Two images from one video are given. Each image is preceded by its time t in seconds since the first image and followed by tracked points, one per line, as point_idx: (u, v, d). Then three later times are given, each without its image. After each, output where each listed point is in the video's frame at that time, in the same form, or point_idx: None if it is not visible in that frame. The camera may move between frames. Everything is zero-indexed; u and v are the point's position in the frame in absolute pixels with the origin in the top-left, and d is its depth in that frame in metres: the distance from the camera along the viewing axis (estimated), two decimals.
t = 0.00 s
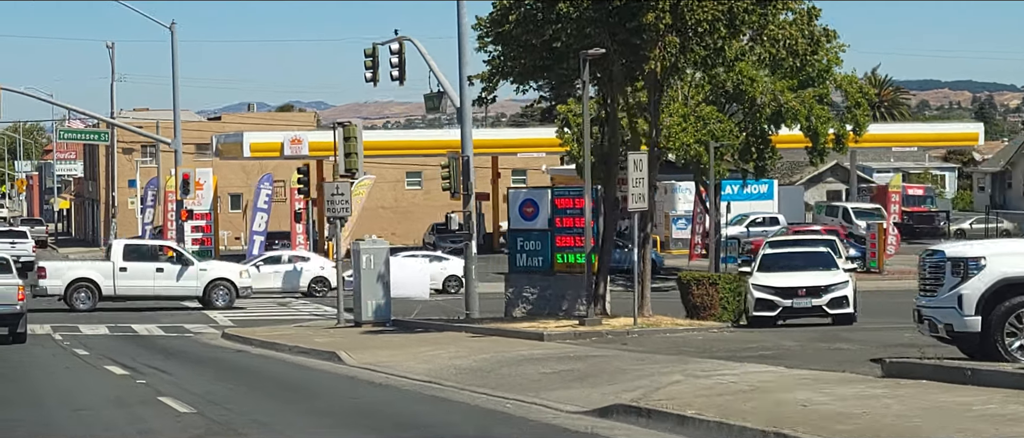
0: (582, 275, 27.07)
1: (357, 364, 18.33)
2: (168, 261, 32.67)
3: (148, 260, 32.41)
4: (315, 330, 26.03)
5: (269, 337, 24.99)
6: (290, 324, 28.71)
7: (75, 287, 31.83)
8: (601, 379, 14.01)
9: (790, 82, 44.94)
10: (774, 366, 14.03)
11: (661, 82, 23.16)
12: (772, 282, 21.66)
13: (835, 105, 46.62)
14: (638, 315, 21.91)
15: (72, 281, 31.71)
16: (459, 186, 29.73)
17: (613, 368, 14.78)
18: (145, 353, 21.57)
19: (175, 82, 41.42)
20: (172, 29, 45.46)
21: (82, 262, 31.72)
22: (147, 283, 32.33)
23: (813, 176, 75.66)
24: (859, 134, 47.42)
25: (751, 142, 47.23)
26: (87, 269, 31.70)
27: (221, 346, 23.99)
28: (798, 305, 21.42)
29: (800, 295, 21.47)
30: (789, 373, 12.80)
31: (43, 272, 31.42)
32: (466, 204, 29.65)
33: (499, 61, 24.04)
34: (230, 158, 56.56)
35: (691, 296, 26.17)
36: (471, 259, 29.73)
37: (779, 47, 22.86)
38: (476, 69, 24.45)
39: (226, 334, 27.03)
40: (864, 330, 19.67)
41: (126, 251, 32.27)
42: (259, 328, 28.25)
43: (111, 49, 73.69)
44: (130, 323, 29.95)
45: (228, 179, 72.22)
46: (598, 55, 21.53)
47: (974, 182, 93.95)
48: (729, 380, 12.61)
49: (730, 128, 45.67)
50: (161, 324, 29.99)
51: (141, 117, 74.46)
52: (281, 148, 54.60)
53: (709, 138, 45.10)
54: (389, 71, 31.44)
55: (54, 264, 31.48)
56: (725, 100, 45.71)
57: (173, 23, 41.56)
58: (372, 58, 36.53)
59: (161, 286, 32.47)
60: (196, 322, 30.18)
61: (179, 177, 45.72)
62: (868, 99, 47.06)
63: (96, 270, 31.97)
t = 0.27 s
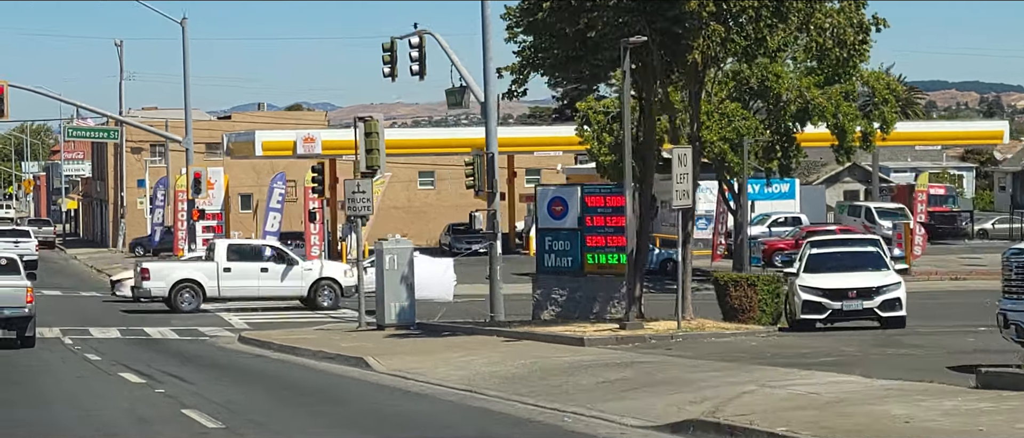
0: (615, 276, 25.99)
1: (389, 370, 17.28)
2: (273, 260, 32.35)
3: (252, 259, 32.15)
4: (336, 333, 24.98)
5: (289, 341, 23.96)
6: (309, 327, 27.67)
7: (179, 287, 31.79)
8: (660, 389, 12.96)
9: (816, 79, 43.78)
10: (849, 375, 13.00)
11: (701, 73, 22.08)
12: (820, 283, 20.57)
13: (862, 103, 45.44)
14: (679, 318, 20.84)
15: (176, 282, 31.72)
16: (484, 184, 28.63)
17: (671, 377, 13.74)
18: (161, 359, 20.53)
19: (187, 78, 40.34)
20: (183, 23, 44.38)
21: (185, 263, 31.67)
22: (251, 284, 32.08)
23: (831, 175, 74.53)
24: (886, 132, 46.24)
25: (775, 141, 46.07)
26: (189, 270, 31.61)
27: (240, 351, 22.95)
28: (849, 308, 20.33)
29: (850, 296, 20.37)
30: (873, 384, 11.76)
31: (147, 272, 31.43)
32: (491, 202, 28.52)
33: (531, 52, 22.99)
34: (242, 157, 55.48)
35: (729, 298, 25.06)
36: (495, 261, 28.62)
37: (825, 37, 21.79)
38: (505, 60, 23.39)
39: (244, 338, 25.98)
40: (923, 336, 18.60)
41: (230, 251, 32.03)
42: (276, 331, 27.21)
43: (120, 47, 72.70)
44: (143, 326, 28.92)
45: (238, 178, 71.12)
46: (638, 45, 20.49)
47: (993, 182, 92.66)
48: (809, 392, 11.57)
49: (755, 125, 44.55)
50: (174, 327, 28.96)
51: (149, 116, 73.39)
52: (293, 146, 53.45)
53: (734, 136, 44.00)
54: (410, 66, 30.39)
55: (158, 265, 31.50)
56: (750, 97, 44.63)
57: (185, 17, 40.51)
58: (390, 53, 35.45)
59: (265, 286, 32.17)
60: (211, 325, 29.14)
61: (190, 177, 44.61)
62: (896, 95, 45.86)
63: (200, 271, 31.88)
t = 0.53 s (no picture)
0: (648, 277, 24.88)
1: (422, 378, 16.20)
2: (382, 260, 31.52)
3: (360, 258, 31.39)
4: (356, 337, 23.90)
5: (308, 345, 22.90)
6: (327, 329, 26.61)
7: (289, 287, 31.24)
8: (726, 400, 11.87)
9: (843, 75, 42.63)
10: (934, 385, 11.91)
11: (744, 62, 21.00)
12: (871, 285, 19.42)
13: (890, 99, 44.29)
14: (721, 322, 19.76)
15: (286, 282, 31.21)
16: (508, 182, 27.58)
17: (735, 386, 12.66)
18: (177, 364, 19.50)
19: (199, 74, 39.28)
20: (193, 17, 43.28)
21: (293, 263, 31.03)
22: (360, 283, 31.27)
23: (848, 175, 73.38)
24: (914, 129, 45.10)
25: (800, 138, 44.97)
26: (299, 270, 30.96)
27: (257, 355, 21.90)
28: (903, 311, 19.18)
29: (904, 299, 19.22)
30: (969, 397, 10.67)
31: (255, 271, 30.89)
32: (516, 201, 27.43)
33: (565, 40, 21.93)
34: (253, 155, 54.37)
35: (769, 301, 23.96)
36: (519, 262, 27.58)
37: (876, 25, 20.67)
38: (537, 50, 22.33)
39: (261, 342, 24.90)
40: (987, 341, 17.49)
41: (339, 250, 31.34)
42: (293, 334, 26.14)
43: (127, 45, 71.61)
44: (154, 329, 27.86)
45: (248, 178, 70.01)
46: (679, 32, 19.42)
47: (1011, 182, 91.36)
48: (900, 406, 10.49)
49: (780, 123, 43.46)
50: (187, 329, 27.89)
51: (158, 115, 72.37)
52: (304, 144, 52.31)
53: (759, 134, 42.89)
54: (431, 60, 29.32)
55: (266, 263, 30.89)
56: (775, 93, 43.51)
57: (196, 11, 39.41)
58: (409, 47, 34.36)
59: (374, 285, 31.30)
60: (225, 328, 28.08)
61: (201, 175, 43.54)
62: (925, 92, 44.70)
63: (309, 270, 31.24)
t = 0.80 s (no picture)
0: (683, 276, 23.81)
1: (460, 385, 15.13)
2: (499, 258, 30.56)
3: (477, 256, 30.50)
4: (380, 340, 22.81)
5: (328, 348, 21.80)
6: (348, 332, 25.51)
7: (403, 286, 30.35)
8: (806, 411, 10.80)
9: (870, 69, 41.52)
10: None
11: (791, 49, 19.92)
12: (928, 285, 18.39)
13: (918, 94, 43.17)
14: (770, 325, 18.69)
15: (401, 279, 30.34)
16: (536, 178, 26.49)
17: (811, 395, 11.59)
18: (194, 369, 18.42)
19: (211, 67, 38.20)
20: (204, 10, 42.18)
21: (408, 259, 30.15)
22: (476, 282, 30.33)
23: (867, 173, 72.23)
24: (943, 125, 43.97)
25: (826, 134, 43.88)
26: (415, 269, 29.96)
27: (278, 359, 20.82)
28: (963, 312, 18.14)
29: (965, 300, 18.19)
30: None
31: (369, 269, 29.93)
32: (545, 198, 26.33)
33: (600, 27, 20.89)
34: (264, 152, 53.27)
35: (812, 302, 22.88)
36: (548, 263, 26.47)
37: (930, 10, 19.59)
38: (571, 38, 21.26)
39: (279, 345, 23.82)
40: None
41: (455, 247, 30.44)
42: (312, 336, 25.06)
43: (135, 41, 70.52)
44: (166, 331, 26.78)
45: (257, 176, 68.90)
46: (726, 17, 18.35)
47: None
48: (1011, 420, 9.42)
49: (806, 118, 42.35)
50: (201, 331, 26.83)
51: (166, 112, 71.26)
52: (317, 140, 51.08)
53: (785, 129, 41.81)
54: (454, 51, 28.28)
55: (379, 261, 29.99)
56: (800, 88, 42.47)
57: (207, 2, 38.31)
58: (428, 39, 33.28)
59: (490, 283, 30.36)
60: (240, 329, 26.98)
61: (212, 171, 42.46)
62: (953, 86, 43.59)
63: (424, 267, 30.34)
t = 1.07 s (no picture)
0: (717, 275, 22.75)
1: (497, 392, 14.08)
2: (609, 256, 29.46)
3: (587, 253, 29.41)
4: (400, 341, 21.76)
5: (347, 350, 20.75)
6: (367, 334, 24.45)
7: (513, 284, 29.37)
8: (896, 426, 9.77)
9: (896, 62, 40.41)
10: None
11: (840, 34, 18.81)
12: (988, 283, 17.38)
13: (944, 88, 42.05)
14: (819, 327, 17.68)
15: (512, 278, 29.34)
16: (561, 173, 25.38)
17: (896, 407, 10.54)
18: (209, 373, 17.37)
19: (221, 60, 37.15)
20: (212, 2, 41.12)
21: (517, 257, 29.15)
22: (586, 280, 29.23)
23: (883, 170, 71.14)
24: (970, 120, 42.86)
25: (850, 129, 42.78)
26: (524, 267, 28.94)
27: (295, 362, 19.77)
28: None
29: None
30: None
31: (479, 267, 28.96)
32: (570, 194, 25.23)
33: (635, 11, 19.77)
34: (272, 148, 52.18)
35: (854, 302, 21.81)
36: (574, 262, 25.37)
37: None
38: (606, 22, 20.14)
39: (294, 346, 22.76)
40: None
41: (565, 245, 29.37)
42: (329, 337, 24.01)
43: (139, 36, 69.43)
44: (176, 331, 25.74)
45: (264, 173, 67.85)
46: None
47: None
48: None
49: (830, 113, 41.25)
50: (212, 332, 25.78)
51: (172, 108, 70.21)
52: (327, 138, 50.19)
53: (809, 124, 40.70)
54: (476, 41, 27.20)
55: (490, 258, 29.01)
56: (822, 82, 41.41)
57: None
58: (445, 30, 32.21)
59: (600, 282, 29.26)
60: (252, 330, 25.94)
61: (221, 167, 41.42)
62: (980, 80, 42.48)
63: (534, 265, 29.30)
